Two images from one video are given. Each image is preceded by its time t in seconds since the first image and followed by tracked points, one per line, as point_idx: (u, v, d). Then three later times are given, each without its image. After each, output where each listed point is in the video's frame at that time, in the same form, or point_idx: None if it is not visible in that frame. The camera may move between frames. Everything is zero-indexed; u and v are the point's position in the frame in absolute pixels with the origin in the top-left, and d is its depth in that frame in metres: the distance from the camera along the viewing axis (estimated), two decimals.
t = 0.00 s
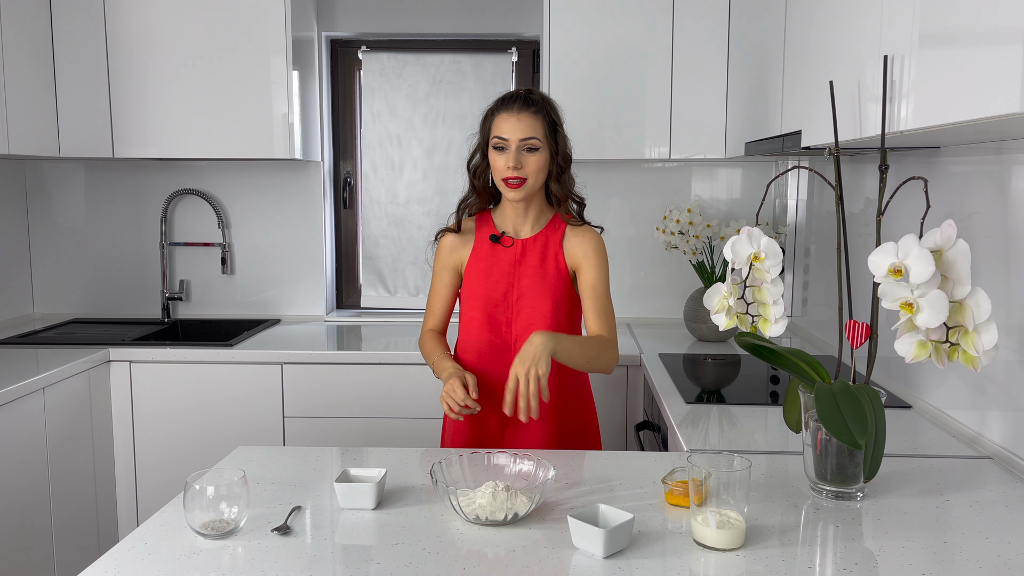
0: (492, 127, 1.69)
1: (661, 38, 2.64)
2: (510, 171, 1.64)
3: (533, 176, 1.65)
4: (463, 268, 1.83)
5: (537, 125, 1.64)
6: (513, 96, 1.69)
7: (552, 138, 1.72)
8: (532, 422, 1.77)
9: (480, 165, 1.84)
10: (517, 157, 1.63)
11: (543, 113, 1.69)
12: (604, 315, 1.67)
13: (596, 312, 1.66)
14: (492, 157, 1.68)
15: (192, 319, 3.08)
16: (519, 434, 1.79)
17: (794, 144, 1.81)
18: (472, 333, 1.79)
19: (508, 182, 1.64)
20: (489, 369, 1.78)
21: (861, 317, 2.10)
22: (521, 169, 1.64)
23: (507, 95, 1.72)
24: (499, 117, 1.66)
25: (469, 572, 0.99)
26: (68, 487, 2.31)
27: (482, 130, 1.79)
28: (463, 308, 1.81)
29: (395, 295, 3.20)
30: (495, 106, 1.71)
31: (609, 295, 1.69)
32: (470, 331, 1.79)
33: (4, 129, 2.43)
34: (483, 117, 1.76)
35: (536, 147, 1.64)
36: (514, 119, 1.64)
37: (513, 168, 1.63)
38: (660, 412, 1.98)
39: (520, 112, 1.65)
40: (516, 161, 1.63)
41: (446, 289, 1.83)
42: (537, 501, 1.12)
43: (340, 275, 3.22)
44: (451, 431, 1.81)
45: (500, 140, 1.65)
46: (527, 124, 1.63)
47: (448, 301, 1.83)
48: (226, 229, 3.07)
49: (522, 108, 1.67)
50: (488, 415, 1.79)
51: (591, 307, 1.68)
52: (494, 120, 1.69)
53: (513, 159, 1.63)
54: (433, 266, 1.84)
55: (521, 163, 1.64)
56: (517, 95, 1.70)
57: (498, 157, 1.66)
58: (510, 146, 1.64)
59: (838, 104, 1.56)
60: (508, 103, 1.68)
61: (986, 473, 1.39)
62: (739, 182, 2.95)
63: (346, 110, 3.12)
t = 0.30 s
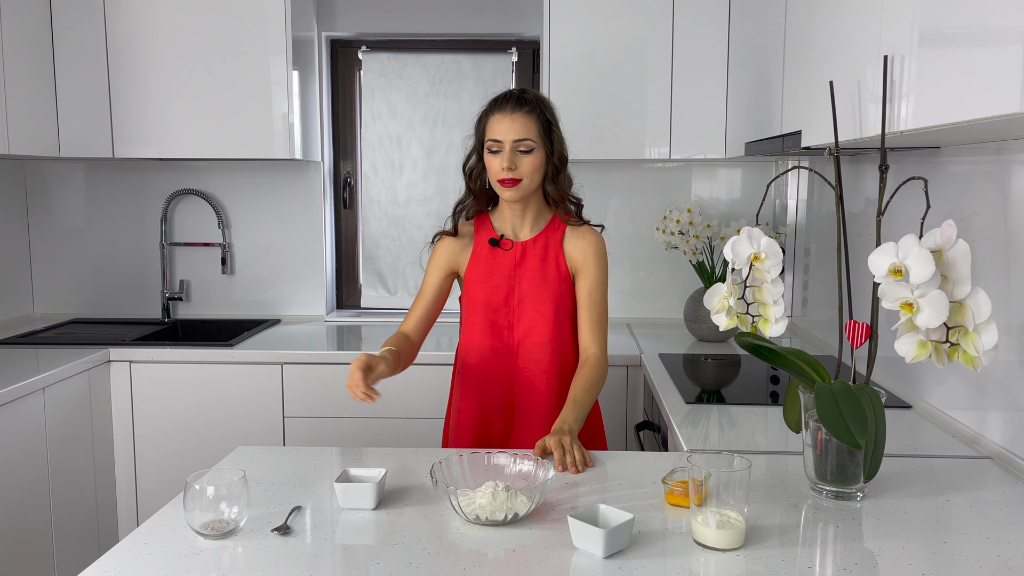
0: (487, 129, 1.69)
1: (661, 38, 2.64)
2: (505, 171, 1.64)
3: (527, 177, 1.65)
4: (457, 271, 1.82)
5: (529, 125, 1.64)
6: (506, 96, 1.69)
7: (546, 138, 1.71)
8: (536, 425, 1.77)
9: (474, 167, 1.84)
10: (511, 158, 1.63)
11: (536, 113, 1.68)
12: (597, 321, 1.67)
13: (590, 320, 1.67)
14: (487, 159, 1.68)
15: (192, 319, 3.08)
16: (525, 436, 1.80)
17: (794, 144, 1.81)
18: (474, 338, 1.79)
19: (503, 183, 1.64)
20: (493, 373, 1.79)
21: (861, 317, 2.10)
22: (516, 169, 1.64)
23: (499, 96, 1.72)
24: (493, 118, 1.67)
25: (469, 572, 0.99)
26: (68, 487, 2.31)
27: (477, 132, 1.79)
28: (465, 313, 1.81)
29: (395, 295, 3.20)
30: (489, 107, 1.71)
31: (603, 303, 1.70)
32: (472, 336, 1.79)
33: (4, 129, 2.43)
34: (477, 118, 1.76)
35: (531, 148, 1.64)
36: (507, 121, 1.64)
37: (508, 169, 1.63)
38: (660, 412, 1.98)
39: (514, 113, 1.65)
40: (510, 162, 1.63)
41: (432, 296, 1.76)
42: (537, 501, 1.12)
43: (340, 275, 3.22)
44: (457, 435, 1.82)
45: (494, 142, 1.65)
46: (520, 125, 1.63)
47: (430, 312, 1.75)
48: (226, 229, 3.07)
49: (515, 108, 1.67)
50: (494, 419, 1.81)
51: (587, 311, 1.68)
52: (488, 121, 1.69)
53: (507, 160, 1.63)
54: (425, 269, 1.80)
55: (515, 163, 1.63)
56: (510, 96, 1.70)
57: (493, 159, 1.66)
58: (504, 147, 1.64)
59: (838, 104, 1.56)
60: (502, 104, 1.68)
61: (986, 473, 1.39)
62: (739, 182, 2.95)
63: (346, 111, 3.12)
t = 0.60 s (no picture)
0: (489, 124, 1.69)
1: (661, 38, 2.64)
2: (510, 167, 1.63)
3: (531, 173, 1.64)
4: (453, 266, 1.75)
5: (536, 121, 1.65)
6: (512, 92, 1.70)
7: (550, 135, 1.73)
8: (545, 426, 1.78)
9: (474, 165, 1.83)
10: (518, 153, 1.63)
11: (542, 109, 1.70)
12: (597, 322, 1.71)
13: (591, 319, 1.70)
14: (489, 155, 1.67)
15: (192, 319, 3.08)
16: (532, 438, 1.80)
17: (794, 144, 1.81)
18: (479, 345, 1.78)
19: (507, 179, 1.63)
20: (499, 378, 1.78)
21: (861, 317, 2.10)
22: (521, 165, 1.63)
23: (503, 92, 1.73)
24: (497, 113, 1.67)
25: (469, 572, 0.99)
26: (68, 487, 2.31)
27: (477, 128, 1.79)
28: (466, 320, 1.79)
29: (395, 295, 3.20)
30: (492, 102, 1.71)
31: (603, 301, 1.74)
32: (477, 342, 1.78)
33: (4, 129, 2.43)
34: (478, 114, 1.76)
35: (537, 143, 1.65)
36: (513, 116, 1.64)
37: (513, 164, 1.62)
38: (660, 412, 1.98)
39: (519, 108, 1.66)
40: (516, 156, 1.63)
41: (421, 279, 1.65)
42: (537, 501, 1.12)
43: (339, 275, 3.22)
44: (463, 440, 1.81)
45: (499, 136, 1.65)
46: (526, 121, 1.64)
47: (417, 292, 1.62)
48: (226, 229, 3.07)
49: (521, 103, 1.68)
50: (501, 422, 1.80)
51: (587, 311, 1.72)
52: (491, 115, 1.70)
53: (513, 155, 1.63)
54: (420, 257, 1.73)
55: (521, 158, 1.63)
56: (515, 91, 1.71)
57: (496, 154, 1.66)
58: (509, 141, 1.64)
59: (838, 104, 1.56)
60: (507, 99, 1.69)
61: (986, 473, 1.39)
62: (739, 182, 2.95)
63: (346, 111, 3.12)
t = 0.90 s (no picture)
0: (492, 124, 1.68)
1: (661, 38, 2.64)
2: (512, 168, 1.63)
3: (534, 174, 1.64)
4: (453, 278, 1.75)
5: (538, 121, 1.65)
6: (515, 91, 1.70)
7: (553, 135, 1.73)
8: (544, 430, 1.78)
9: (475, 166, 1.82)
10: (520, 153, 1.63)
11: (544, 110, 1.70)
12: (599, 325, 1.73)
13: (592, 321, 1.72)
14: (490, 155, 1.67)
15: (192, 319, 3.08)
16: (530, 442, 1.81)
17: (794, 144, 1.81)
18: (478, 349, 1.76)
19: (510, 179, 1.63)
20: (497, 382, 1.78)
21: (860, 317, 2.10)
22: (523, 166, 1.63)
23: (506, 91, 1.72)
24: (500, 113, 1.67)
25: (469, 572, 0.99)
26: (68, 487, 2.31)
27: (478, 127, 1.78)
28: (464, 325, 1.78)
29: (395, 295, 3.20)
30: (495, 101, 1.71)
31: (603, 303, 1.76)
32: (476, 347, 1.76)
33: (4, 129, 2.43)
34: (479, 114, 1.75)
35: (539, 144, 1.64)
36: (515, 116, 1.64)
37: (516, 165, 1.63)
38: (660, 412, 1.98)
39: (522, 108, 1.66)
40: (519, 157, 1.63)
41: (423, 304, 1.68)
42: (537, 501, 1.12)
43: (339, 275, 3.22)
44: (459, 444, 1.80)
45: (501, 136, 1.65)
46: (529, 121, 1.64)
47: (422, 320, 1.66)
48: (226, 229, 3.07)
49: (524, 103, 1.67)
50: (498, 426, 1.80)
51: (588, 313, 1.74)
52: (493, 115, 1.69)
53: (516, 155, 1.63)
54: (416, 274, 1.73)
55: (523, 159, 1.63)
56: (518, 91, 1.71)
57: (498, 155, 1.65)
58: (512, 142, 1.64)
59: (838, 104, 1.56)
60: (509, 98, 1.69)
61: (986, 473, 1.39)
62: (739, 182, 2.95)
63: (346, 111, 3.12)
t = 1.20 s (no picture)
0: (483, 126, 1.68)
1: (661, 38, 2.64)
2: (505, 170, 1.62)
3: (527, 176, 1.63)
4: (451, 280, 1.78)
5: (530, 123, 1.64)
6: (506, 93, 1.70)
7: (545, 135, 1.73)
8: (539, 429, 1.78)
9: (467, 168, 1.82)
10: (513, 156, 1.62)
11: (536, 110, 1.70)
12: (597, 322, 1.73)
13: (591, 318, 1.72)
14: (483, 158, 1.66)
15: (192, 319, 3.08)
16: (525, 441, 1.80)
17: (794, 144, 1.81)
18: (472, 348, 1.76)
19: (503, 182, 1.62)
20: (492, 381, 1.77)
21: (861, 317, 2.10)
22: (516, 168, 1.62)
23: (497, 93, 1.72)
24: (491, 115, 1.66)
25: (470, 572, 0.99)
26: (68, 487, 2.31)
27: (471, 129, 1.78)
28: (458, 324, 1.78)
29: (395, 295, 3.20)
30: (487, 102, 1.71)
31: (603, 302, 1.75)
32: (470, 347, 1.76)
33: (4, 129, 2.43)
34: (471, 116, 1.76)
35: (531, 146, 1.64)
36: (507, 118, 1.63)
37: (509, 167, 1.61)
38: (660, 412, 1.98)
39: (513, 109, 1.66)
40: (511, 160, 1.62)
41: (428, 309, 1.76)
42: (537, 501, 1.12)
43: (339, 275, 3.22)
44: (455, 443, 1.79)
45: (493, 138, 1.64)
46: (520, 123, 1.63)
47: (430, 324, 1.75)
48: (226, 229, 3.07)
49: (515, 105, 1.68)
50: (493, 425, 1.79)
51: (585, 312, 1.74)
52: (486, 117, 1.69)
53: (508, 158, 1.62)
54: (417, 279, 1.79)
55: (516, 161, 1.62)
56: (509, 92, 1.71)
57: (490, 158, 1.64)
58: (504, 144, 1.63)
59: (838, 104, 1.56)
60: (501, 100, 1.70)
61: (986, 473, 1.39)
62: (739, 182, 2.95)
63: (346, 111, 3.12)
